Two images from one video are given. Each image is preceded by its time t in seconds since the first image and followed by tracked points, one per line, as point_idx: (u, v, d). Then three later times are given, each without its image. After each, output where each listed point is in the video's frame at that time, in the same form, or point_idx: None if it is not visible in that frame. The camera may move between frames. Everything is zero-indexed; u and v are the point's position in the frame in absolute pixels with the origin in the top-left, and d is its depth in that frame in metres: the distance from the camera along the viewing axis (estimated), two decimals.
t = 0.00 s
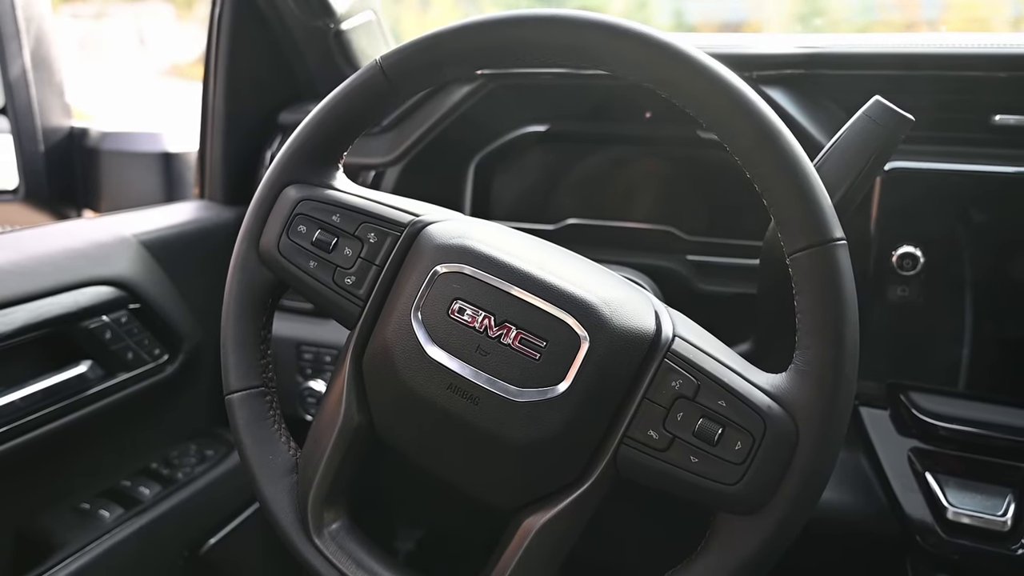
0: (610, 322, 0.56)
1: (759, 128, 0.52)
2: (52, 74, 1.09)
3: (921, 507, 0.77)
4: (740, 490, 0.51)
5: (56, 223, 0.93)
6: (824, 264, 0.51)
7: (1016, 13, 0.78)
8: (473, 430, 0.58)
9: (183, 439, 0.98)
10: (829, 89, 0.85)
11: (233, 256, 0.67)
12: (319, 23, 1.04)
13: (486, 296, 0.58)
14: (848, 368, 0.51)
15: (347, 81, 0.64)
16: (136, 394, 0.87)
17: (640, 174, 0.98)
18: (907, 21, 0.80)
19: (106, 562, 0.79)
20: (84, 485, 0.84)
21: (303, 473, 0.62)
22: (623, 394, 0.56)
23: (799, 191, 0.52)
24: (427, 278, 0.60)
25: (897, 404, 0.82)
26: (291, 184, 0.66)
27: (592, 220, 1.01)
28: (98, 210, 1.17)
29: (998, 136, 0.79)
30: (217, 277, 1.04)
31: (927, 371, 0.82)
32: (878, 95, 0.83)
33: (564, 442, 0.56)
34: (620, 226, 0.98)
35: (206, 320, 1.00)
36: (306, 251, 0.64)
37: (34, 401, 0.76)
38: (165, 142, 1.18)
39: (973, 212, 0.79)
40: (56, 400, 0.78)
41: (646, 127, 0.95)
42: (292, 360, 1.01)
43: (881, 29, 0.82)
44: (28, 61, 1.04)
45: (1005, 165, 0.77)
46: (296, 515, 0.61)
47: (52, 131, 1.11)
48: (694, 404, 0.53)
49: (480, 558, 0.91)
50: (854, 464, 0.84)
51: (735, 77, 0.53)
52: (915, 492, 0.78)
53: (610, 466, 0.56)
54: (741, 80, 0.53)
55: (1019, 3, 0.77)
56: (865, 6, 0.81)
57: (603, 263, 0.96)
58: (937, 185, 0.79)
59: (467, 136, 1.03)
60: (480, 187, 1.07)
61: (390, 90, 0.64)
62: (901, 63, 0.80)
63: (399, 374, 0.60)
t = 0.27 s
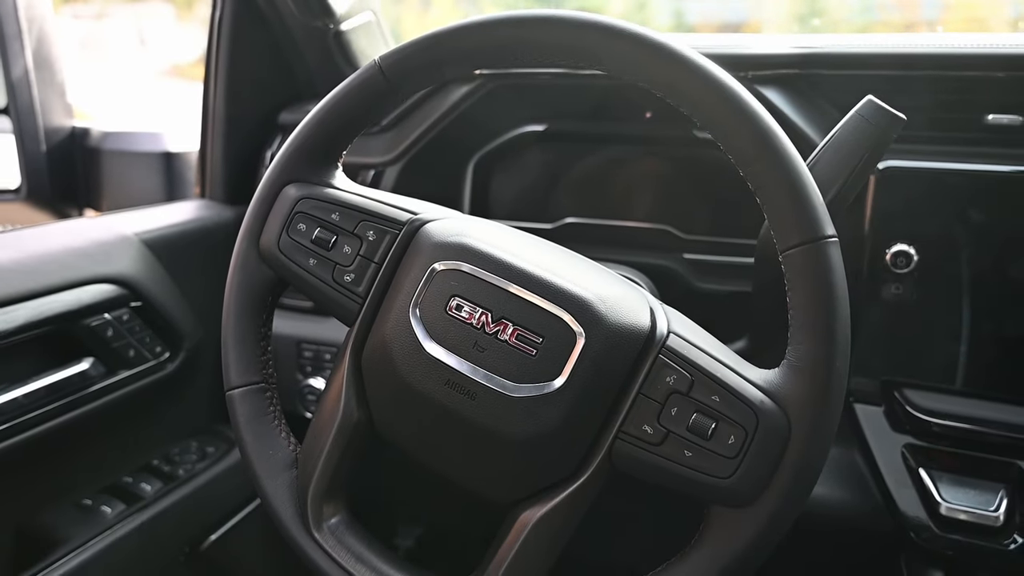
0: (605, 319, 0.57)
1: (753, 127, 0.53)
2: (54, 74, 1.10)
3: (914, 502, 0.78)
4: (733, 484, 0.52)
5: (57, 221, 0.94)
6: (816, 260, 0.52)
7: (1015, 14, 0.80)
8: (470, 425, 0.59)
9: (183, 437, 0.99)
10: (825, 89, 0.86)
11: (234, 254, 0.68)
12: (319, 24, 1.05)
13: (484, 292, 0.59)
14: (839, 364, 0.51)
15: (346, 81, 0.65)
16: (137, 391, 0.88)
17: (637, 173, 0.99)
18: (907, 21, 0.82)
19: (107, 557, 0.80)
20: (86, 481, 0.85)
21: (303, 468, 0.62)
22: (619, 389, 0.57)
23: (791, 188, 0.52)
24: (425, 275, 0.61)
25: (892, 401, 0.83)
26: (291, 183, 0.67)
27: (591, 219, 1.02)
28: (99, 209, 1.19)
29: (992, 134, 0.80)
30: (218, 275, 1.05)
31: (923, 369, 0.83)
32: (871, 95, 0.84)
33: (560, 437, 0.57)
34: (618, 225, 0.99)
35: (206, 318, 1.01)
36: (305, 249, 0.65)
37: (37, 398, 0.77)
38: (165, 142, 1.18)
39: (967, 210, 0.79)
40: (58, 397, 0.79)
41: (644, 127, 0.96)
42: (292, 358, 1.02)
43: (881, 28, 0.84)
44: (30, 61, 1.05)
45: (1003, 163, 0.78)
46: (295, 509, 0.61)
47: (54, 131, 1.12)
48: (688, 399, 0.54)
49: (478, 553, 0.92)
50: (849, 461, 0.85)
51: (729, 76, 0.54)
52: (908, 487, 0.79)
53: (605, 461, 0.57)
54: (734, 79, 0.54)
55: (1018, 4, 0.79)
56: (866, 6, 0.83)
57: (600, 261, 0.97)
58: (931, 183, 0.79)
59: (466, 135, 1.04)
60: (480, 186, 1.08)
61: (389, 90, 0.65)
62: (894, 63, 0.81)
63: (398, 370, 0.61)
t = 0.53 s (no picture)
0: (601, 317, 0.58)
1: (746, 128, 0.54)
2: (56, 74, 1.11)
3: (907, 498, 0.79)
4: (726, 479, 0.53)
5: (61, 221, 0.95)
6: (808, 259, 0.53)
7: (1016, 14, 0.80)
8: (469, 421, 0.60)
9: (185, 434, 1.00)
10: (821, 90, 0.87)
11: (236, 254, 0.68)
12: (319, 25, 1.06)
13: (482, 291, 0.60)
14: (831, 361, 0.52)
15: (347, 83, 0.66)
16: (139, 389, 0.89)
17: (636, 173, 0.99)
18: (908, 21, 0.82)
19: (110, 552, 0.81)
20: (89, 478, 0.86)
21: (304, 464, 0.63)
22: (614, 386, 0.58)
23: (784, 188, 0.53)
24: (424, 274, 0.62)
25: (885, 399, 0.84)
26: (292, 183, 0.68)
27: (589, 218, 1.03)
28: (101, 209, 1.20)
29: (985, 135, 0.81)
30: (219, 274, 1.06)
31: (918, 367, 0.84)
32: (863, 95, 0.85)
33: (557, 434, 0.58)
34: (616, 225, 1.00)
35: (208, 317, 1.02)
36: (306, 248, 0.66)
37: (41, 395, 0.78)
38: (167, 143, 1.19)
39: (961, 210, 0.80)
40: (62, 395, 0.80)
41: (642, 127, 0.97)
42: (293, 356, 1.03)
43: (881, 29, 0.84)
44: (33, 62, 1.06)
45: (999, 165, 0.78)
46: (296, 505, 0.62)
47: (57, 132, 1.13)
48: (683, 395, 0.55)
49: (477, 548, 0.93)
50: (844, 458, 0.86)
51: (723, 79, 0.55)
52: (902, 485, 0.79)
53: (601, 456, 0.58)
54: (728, 81, 0.55)
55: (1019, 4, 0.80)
56: (866, 5, 0.83)
57: (599, 261, 0.98)
58: (925, 183, 0.80)
59: (466, 136, 1.05)
60: (480, 186, 1.09)
61: (388, 91, 0.66)
62: (888, 64, 0.82)
63: (397, 367, 0.62)
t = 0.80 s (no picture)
0: (599, 317, 0.59)
1: (740, 131, 0.55)
2: (59, 76, 1.12)
3: (901, 496, 0.80)
4: (720, 476, 0.54)
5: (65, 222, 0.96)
6: (801, 260, 0.54)
7: (1016, 14, 0.80)
8: (468, 419, 0.61)
9: (188, 433, 1.01)
10: (815, 93, 0.88)
11: (239, 255, 0.70)
12: (321, 28, 1.07)
13: (481, 291, 0.61)
14: (823, 360, 0.53)
15: (348, 87, 0.67)
16: (143, 388, 0.90)
17: (634, 174, 1.00)
18: (907, 22, 0.82)
19: (115, 549, 0.82)
20: (94, 476, 0.87)
21: (306, 461, 0.64)
22: (611, 385, 0.59)
23: (777, 191, 0.54)
24: (425, 275, 0.63)
25: (880, 398, 0.85)
26: (294, 185, 0.69)
27: (588, 219, 1.04)
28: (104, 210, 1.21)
29: (977, 138, 0.82)
30: (222, 275, 1.07)
31: (915, 365, 0.84)
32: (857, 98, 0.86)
33: (555, 432, 0.59)
34: (614, 225, 1.01)
35: (211, 317, 1.03)
36: (308, 249, 0.67)
37: (46, 394, 0.79)
38: (170, 144, 1.20)
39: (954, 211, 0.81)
40: (67, 393, 0.81)
41: (640, 129, 0.98)
42: (294, 356, 1.04)
43: (880, 29, 0.84)
44: (37, 64, 1.07)
45: (996, 166, 0.79)
46: (299, 501, 0.63)
47: (60, 133, 1.14)
48: (678, 394, 0.56)
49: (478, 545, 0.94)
50: (840, 456, 0.87)
51: (718, 83, 0.56)
52: (896, 482, 0.81)
53: (598, 454, 0.59)
54: (723, 85, 0.56)
55: (1019, 4, 0.79)
56: (865, 7, 0.83)
57: (597, 261, 0.99)
58: (920, 184, 0.81)
59: (465, 138, 1.06)
60: (479, 187, 1.10)
61: (389, 95, 0.67)
62: (883, 68, 0.83)
63: (398, 366, 0.63)
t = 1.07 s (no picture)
0: (597, 318, 0.60)
1: (735, 136, 0.56)
2: (64, 79, 1.13)
3: (896, 495, 0.81)
4: (716, 474, 0.55)
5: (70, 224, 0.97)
6: (795, 262, 0.55)
7: (1016, 15, 0.82)
8: (468, 419, 0.62)
9: (191, 433, 1.02)
10: (812, 97, 0.89)
11: (243, 257, 0.71)
12: (323, 32, 1.08)
13: (481, 293, 0.62)
14: (816, 360, 0.54)
15: (351, 91, 0.68)
16: (148, 388, 0.91)
17: (633, 177, 1.02)
18: (907, 21, 0.83)
19: (121, 547, 0.83)
20: (99, 475, 0.88)
21: (309, 460, 0.65)
22: (609, 385, 0.60)
23: (772, 195, 0.55)
24: (426, 277, 0.64)
25: (874, 398, 0.86)
26: (297, 189, 0.70)
27: (587, 221, 1.05)
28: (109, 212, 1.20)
29: (970, 141, 0.83)
30: (225, 276, 1.08)
31: (911, 366, 0.85)
32: (851, 104, 0.87)
33: (553, 431, 0.60)
34: (613, 228, 1.02)
35: (215, 318, 1.04)
36: (311, 252, 0.68)
37: (53, 393, 0.80)
38: (173, 146, 1.22)
39: (949, 213, 0.82)
40: (73, 393, 0.82)
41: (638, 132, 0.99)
42: (296, 357, 1.05)
43: (881, 31, 0.85)
44: (42, 67, 1.08)
45: (992, 170, 0.81)
46: (302, 500, 0.64)
47: (64, 136, 1.15)
48: (675, 394, 0.57)
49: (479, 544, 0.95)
50: (836, 458, 0.89)
51: (713, 89, 0.57)
52: (890, 481, 0.82)
53: (596, 452, 0.60)
54: (718, 91, 0.57)
55: (1019, 4, 0.82)
56: (867, 6, 0.85)
57: (596, 263, 1.00)
58: (914, 187, 0.82)
59: (466, 141, 1.08)
60: (479, 189, 1.11)
61: (391, 99, 0.68)
62: (875, 72, 0.84)
63: (399, 366, 0.64)
